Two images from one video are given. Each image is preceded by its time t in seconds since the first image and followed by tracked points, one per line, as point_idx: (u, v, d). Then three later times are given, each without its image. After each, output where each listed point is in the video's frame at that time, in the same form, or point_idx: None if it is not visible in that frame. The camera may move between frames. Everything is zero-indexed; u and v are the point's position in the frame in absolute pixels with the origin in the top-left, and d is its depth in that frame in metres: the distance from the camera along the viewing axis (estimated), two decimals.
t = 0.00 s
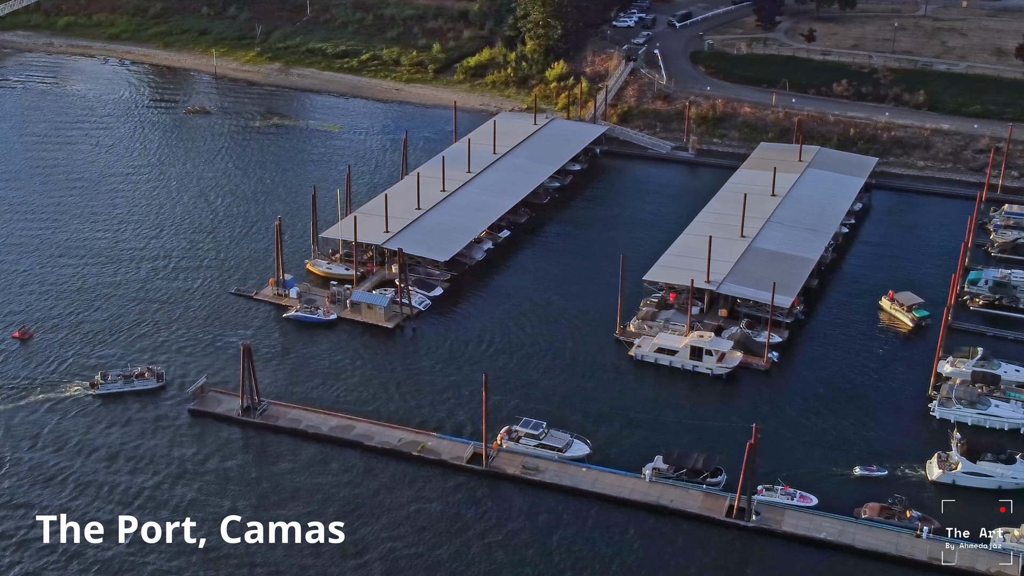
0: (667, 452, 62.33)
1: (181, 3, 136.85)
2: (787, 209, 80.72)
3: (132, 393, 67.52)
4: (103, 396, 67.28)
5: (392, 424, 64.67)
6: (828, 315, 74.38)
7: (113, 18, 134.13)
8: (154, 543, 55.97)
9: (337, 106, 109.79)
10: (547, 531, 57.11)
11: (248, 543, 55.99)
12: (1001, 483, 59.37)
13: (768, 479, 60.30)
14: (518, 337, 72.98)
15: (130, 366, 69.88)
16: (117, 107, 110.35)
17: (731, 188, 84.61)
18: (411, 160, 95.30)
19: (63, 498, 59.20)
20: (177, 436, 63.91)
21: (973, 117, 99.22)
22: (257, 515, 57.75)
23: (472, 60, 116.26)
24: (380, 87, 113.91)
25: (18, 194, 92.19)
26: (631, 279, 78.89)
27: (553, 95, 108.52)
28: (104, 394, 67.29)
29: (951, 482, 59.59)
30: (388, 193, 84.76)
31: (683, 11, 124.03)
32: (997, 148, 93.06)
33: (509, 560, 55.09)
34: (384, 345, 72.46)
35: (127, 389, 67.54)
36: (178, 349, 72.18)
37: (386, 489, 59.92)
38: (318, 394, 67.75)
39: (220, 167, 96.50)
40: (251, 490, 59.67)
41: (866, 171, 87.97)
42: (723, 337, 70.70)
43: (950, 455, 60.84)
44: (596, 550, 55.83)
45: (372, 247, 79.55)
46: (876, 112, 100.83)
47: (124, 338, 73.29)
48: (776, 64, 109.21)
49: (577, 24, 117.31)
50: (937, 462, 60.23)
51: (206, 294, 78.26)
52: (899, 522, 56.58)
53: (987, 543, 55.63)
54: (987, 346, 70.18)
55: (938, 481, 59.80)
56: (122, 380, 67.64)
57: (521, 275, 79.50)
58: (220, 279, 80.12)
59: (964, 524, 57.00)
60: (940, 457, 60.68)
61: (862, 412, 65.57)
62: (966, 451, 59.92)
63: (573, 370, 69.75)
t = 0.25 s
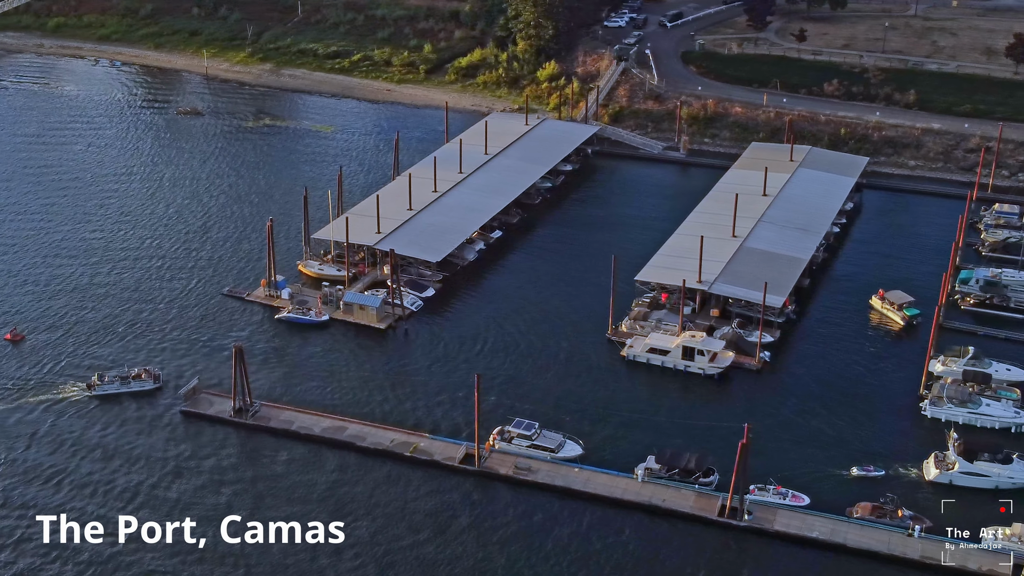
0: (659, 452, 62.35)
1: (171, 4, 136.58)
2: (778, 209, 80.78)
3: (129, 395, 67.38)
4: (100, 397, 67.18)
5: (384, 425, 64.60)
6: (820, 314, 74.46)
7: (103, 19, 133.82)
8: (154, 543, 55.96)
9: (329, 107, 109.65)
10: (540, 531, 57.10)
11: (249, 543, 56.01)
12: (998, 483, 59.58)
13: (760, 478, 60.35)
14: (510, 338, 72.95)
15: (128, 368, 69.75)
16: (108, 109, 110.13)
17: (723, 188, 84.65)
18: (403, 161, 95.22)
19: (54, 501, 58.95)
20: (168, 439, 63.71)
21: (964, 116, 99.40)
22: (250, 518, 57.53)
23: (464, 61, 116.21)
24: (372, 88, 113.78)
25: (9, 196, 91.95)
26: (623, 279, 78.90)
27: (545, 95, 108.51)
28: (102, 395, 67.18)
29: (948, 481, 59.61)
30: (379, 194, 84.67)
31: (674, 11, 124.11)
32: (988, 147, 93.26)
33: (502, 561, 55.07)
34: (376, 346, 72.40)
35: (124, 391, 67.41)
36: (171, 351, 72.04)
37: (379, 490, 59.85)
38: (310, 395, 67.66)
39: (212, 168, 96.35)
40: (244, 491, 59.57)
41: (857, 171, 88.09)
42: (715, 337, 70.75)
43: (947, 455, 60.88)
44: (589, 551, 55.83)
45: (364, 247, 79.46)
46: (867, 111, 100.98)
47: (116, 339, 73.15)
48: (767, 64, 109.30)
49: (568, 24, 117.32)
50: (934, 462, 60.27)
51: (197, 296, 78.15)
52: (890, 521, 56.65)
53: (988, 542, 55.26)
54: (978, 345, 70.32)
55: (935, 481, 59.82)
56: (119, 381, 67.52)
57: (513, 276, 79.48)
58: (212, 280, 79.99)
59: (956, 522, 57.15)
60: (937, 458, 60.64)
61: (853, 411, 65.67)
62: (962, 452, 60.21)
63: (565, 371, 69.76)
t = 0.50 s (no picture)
0: (651, 452, 62.37)
1: (162, 4, 136.39)
2: (770, 209, 80.84)
3: (126, 395, 67.32)
4: (97, 397, 67.15)
5: (377, 426, 64.54)
6: (811, 314, 74.54)
7: (94, 20, 133.54)
8: (154, 543, 55.99)
9: (320, 108, 109.59)
10: (533, 532, 57.08)
11: (249, 543, 56.01)
12: (994, 483, 59.56)
13: (752, 478, 60.39)
14: (502, 338, 72.92)
15: (125, 369, 69.72)
16: (99, 110, 109.92)
17: (714, 188, 84.70)
18: (395, 161, 95.14)
19: (46, 504, 58.79)
20: (160, 441, 63.58)
21: (954, 116, 99.55)
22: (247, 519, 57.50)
23: (455, 61, 116.17)
24: (363, 89, 113.66)
25: None
26: (615, 279, 78.89)
27: (536, 95, 108.50)
28: (99, 396, 67.15)
29: (944, 481, 59.71)
30: (371, 195, 84.57)
31: (665, 11, 124.16)
32: (978, 146, 93.42)
33: (495, 561, 55.03)
34: (368, 347, 72.33)
35: (121, 392, 67.35)
36: (163, 352, 71.91)
37: (371, 491, 59.79)
38: (302, 396, 67.58)
39: (203, 169, 96.22)
40: (238, 492, 59.47)
41: (849, 170, 88.20)
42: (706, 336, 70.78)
43: (943, 455, 60.93)
44: (582, 551, 55.82)
45: (356, 248, 79.37)
46: (858, 111, 101.10)
47: (108, 340, 73.02)
48: (758, 64, 109.39)
49: (560, 24, 117.33)
50: (931, 462, 60.31)
51: (189, 296, 78.04)
52: (882, 521, 56.71)
53: (986, 544, 55.12)
54: (969, 344, 70.44)
55: (932, 481, 59.89)
56: (116, 382, 67.47)
57: (505, 276, 79.45)
58: (204, 281, 79.88)
59: (947, 521, 57.23)
60: (934, 457, 60.81)
61: (845, 411, 65.74)
62: (959, 452, 60.14)
63: (557, 371, 69.76)
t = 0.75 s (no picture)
0: (643, 452, 62.37)
1: (151, 5, 136.13)
2: (759, 209, 80.91)
3: (122, 396, 67.24)
4: (93, 398, 67.08)
5: (368, 427, 64.46)
6: (801, 313, 74.62)
7: (83, 21, 133.16)
8: (154, 543, 56.03)
9: (310, 108, 109.47)
10: (524, 533, 57.03)
11: (248, 543, 56.02)
12: (991, 482, 59.54)
13: (743, 477, 60.46)
14: (493, 339, 72.89)
15: (121, 370, 69.64)
16: (88, 111, 109.67)
17: (704, 187, 84.75)
18: (385, 162, 95.07)
19: (36, 507, 58.56)
20: (151, 443, 63.42)
21: (943, 115, 99.79)
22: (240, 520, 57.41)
23: (445, 61, 116.12)
24: (353, 89, 113.54)
25: None
26: (605, 279, 78.91)
27: (526, 95, 108.48)
28: (95, 397, 67.09)
29: (940, 481, 59.60)
30: (361, 195, 84.44)
31: (655, 11, 124.27)
32: (967, 145, 93.65)
33: (487, 562, 54.99)
34: (359, 348, 72.23)
35: (117, 392, 67.27)
36: (154, 354, 71.75)
37: (363, 492, 59.72)
38: (293, 398, 67.46)
39: (193, 170, 96.02)
40: (230, 494, 59.38)
41: (838, 169, 88.32)
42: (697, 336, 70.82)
43: (939, 455, 60.85)
44: (573, 551, 55.81)
45: (346, 249, 79.23)
46: (848, 110, 101.25)
47: (99, 342, 72.84)
48: (748, 63, 109.49)
49: (549, 24, 117.37)
50: (927, 462, 60.22)
51: (180, 298, 77.91)
52: (873, 520, 56.78)
53: (987, 544, 54.99)
54: (958, 342, 70.59)
55: (928, 481, 59.80)
56: (112, 383, 67.40)
57: (496, 277, 79.40)
58: (194, 282, 79.74)
59: (937, 519, 57.34)
60: (930, 457, 60.68)
61: (836, 410, 65.83)
62: (956, 451, 60.03)
63: (547, 371, 69.75)
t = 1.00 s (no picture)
0: (634, 451, 62.39)
1: (141, 6, 135.86)
2: (751, 209, 80.95)
3: (118, 397, 67.10)
4: (89, 400, 66.96)
5: (359, 428, 64.38)
6: (792, 312, 74.72)
7: (73, 22, 132.85)
8: (154, 543, 55.97)
9: (301, 109, 109.36)
10: (516, 533, 57.02)
11: (249, 543, 55.96)
12: (987, 481, 59.57)
13: (735, 477, 60.52)
14: (485, 339, 72.85)
15: (117, 371, 69.49)
16: (78, 112, 109.38)
17: (695, 187, 84.75)
18: (376, 162, 94.97)
19: (27, 510, 58.30)
20: (143, 445, 63.26)
21: (933, 114, 99.96)
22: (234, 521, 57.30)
23: (436, 62, 116.04)
24: (344, 90, 113.43)
25: None
26: (597, 279, 78.93)
27: (517, 95, 108.44)
28: (90, 398, 66.96)
29: (937, 480, 59.72)
30: (352, 196, 84.29)
31: (645, 11, 124.33)
32: (958, 144, 93.84)
33: (479, 562, 54.96)
34: (350, 349, 72.14)
35: (113, 394, 67.12)
36: (145, 355, 71.56)
37: (355, 493, 59.65)
38: (284, 399, 67.35)
39: (183, 171, 95.81)
40: (222, 495, 59.25)
41: (829, 169, 88.41)
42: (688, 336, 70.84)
43: (936, 454, 61.00)
44: (566, 551, 55.79)
45: (338, 249, 79.11)
46: (838, 110, 101.37)
47: (90, 344, 72.63)
48: (739, 63, 109.59)
49: (540, 24, 117.37)
50: (924, 461, 60.36)
51: (171, 299, 77.74)
52: (864, 518, 56.87)
53: (986, 544, 54.82)
54: (949, 341, 70.70)
55: (924, 480, 59.93)
56: (108, 384, 67.24)
57: (487, 277, 79.37)
58: (185, 284, 79.56)
59: (928, 518, 57.44)
60: (928, 456, 60.87)
61: (827, 409, 65.91)
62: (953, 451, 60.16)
63: (539, 371, 69.75)
